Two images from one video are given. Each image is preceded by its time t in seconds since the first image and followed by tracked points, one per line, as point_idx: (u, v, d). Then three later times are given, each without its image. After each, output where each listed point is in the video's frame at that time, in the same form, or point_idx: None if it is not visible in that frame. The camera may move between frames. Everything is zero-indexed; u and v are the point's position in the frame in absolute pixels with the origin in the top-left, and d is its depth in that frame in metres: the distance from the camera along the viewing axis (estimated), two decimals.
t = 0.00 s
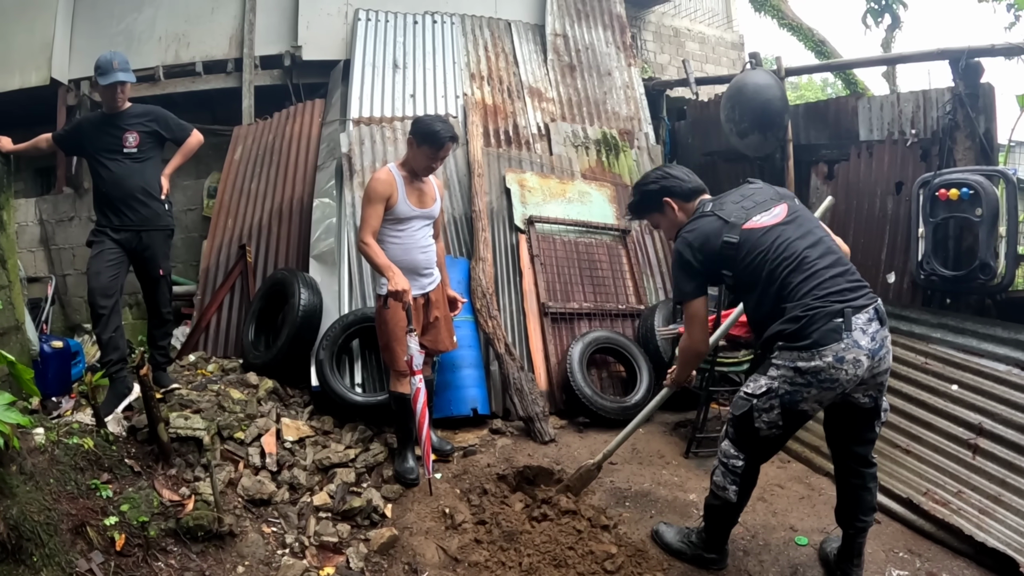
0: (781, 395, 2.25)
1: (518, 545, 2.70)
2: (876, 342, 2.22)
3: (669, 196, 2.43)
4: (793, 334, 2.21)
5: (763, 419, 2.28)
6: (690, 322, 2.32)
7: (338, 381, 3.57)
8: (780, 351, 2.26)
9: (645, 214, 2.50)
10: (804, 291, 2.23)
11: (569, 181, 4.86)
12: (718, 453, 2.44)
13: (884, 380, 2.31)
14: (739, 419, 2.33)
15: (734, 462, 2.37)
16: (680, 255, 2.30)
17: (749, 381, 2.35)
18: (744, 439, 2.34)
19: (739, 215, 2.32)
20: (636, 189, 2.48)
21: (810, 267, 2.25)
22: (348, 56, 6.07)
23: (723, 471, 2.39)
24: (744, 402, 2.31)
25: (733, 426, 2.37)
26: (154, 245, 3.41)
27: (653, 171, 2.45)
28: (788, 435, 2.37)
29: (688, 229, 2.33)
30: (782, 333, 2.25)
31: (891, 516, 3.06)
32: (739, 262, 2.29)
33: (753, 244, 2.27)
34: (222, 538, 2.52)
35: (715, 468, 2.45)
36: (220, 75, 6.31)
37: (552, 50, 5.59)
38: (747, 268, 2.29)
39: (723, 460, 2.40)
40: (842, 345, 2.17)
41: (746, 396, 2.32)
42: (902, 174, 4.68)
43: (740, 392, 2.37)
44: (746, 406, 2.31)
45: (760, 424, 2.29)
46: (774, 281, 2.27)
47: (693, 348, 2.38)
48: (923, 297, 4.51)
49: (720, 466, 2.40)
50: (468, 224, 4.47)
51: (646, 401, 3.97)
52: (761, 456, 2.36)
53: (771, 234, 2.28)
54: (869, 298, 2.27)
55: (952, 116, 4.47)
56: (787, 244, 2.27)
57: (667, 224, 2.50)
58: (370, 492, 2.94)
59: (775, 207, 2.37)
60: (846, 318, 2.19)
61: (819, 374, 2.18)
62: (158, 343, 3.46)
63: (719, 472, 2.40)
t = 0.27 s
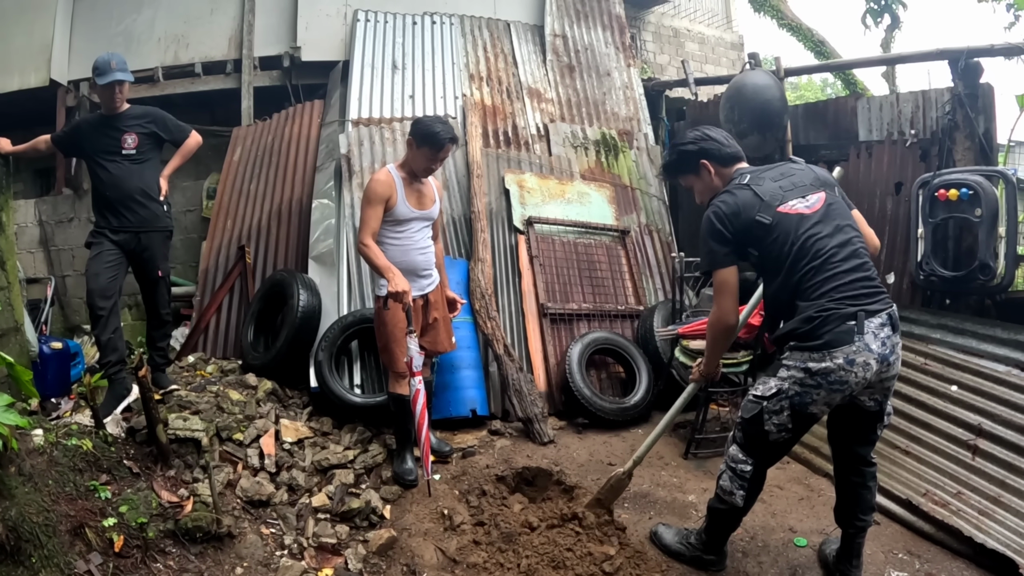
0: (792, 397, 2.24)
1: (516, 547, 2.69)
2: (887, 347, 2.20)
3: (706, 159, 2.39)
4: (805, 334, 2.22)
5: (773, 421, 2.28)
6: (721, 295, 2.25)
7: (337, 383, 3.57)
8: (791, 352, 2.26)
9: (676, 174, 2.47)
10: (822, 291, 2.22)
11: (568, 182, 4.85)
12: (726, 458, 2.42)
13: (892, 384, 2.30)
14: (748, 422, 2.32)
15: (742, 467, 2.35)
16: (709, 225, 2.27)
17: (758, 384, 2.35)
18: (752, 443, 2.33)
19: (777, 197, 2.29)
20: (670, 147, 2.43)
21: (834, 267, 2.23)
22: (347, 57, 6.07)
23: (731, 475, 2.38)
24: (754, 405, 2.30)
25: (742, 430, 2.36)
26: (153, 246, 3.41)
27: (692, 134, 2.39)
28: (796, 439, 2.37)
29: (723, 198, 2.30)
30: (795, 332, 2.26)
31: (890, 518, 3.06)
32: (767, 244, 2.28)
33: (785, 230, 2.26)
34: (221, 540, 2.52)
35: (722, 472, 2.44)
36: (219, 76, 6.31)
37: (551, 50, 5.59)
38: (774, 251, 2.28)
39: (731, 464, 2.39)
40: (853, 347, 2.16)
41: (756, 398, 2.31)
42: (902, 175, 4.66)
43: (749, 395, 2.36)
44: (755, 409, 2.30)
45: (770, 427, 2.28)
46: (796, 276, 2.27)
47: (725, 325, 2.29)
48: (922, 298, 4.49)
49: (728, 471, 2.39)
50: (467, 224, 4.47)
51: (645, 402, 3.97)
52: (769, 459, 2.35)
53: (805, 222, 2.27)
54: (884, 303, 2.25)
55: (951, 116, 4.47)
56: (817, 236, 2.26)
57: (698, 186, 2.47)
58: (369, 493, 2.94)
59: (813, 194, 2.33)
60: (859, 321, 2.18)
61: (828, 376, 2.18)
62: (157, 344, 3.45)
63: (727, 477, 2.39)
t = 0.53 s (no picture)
0: (800, 394, 2.23)
1: (516, 548, 2.68)
2: (893, 346, 2.21)
3: (738, 124, 2.36)
4: (816, 331, 2.22)
5: (780, 419, 2.26)
6: (739, 271, 2.19)
7: (336, 384, 3.58)
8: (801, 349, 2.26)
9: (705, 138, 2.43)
10: (836, 290, 2.23)
11: (568, 183, 4.85)
12: (730, 456, 2.40)
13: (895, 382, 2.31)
14: (754, 420, 2.30)
15: (747, 463, 2.33)
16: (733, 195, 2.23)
17: (763, 381, 2.33)
18: (758, 440, 2.32)
19: (809, 182, 2.24)
20: (704, 108, 2.37)
21: (850, 267, 2.23)
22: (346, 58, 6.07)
23: (736, 473, 2.36)
24: (761, 402, 2.28)
25: (748, 427, 2.34)
26: (152, 247, 3.41)
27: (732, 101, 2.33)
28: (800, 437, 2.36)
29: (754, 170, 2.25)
30: (806, 330, 2.26)
31: (890, 518, 3.07)
32: (792, 227, 2.24)
33: (811, 218, 2.23)
34: (220, 541, 2.52)
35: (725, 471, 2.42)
36: (219, 77, 6.31)
37: (550, 51, 5.59)
38: (796, 236, 2.25)
39: (736, 461, 2.37)
40: (862, 345, 2.17)
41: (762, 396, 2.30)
42: (902, 175, 4.68)
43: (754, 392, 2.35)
44: (761, 406, 2.28)
45: (777, 424, 2.26)
46: (813, 271, 2.26)
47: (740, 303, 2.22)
48: (922, 298, 4.49)
49: (733, 469, 2.37)
50: (466, 225, 4.47)
51: (645, 403, 3.97)
52: (773, 456, 2.34)
53: (831, 214, 2.24)
54: (891, 304, 2.27)
55: (951, 117, 4.44)
56: (839, 232, 2.24)
57: (725, 152, 2.43)
58: (368, 494, 2.94)
59: (843, 186, 2.29)
60: (867, 320, 2.19)
61: (837, 373, 2.19)
62: (157, 345, 3.46)
63: (732, 474, 2.37)
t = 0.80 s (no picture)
0: (801, 390, 2.23)
1: (516, 548, 2.68)
2: (885, 339, 2.24)
3: (734, 111, 2.27)
4: (814, 328, 2.21)
5: (779, 416, 2.25)
6: (745, 268, 2.16)
7: (336, 384, 3.58)
8: (797, 346, 2.26)
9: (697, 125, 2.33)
10: (831, 287, 2.23)
11: (568, 183, 4.85)
12: (727, 457, 2.38)
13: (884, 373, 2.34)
14: (753, 420, 2.29)
15: (747, 462, 2.32)
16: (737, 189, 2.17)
17: (760, 380, 2.32)
18: (755, 439, 2.30)
19: (809, 182, 2.22)
20: (701, 93, 2.26)
21: (845, 267, 2.24)
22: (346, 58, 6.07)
23: (735, 473, 2.34)
24: (759, 401, 2.28)
25: (745, 426, 2.32)
26: (152, 248, 3.41)
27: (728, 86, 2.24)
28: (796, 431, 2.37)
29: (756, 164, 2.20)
30: (800, 326, 2.25)
31: (890, 519, 3.07)
32: (792, 227, 2.22)
33: (812, 218, 2.21)
34: (220, 542, 2.52)
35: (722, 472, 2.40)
36: (219, 77, 6.31)
37: (550, 51, 5.59)
38: (796, 235, 2.23)
39: (734, 462, 2.35)
40: (859, 339, 2.18)
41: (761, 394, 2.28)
42: (902, 175, 4.68)
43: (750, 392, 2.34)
44: (760, 405, 2.27)
45: (776, 422, 2.26)
46: (809, 268, 2.25)
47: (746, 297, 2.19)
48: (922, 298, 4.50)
49: (732, 469, 2.35)
50: (466, 226, 4.47)
51: (645, 403, 3.97)
52: (771, 453, 2.34)
53: (830, 215, 2.24)
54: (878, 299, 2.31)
55: (951, 117, 4.42)
56: (836, 232, 2.25)
57: (717, 139, 2.34)
58: (369, 494, 2.95)
59: (837, 186, 2.30)
60: (861, 314, 2.21)
61: (837, 368, 2.19)
62: (157, 346, 3.46)
63: (731, 474, 2.35)
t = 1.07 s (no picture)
0: (769, 385, 2.26)
1: (517, 548, 2.68)
2: (847, 332, 2.31)
3: (708, 98, 2.23)
4: (781, 321, 2.25)
5: (751, 412, 2.27)
6: (725, 268, 2.15)
7: (338, 384, 3.58)
8: (763, 342, 2.29)
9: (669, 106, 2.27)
10: (799, 284, 2.29)
11: (569, 183, 4.86)
12: (705, 459, 2.38)
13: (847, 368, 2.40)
14: (726, 419, 2.30)
15: (725, 462, 2.32)
16: (717, 185, 2.13)
17: (728, 379, 2.34)
18: (730, 438, 2.31)
19: (789, 183, 2.23)
20: (678, 75, 2.21)
21: (813, 267, 2.32)
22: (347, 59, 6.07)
23: (715, 475, 2.35)
24: (729, 400, 2.29)
25: (717, 426, 2.34)
26: (154, 248, 3.41)
27: (708, 71, 2.20)
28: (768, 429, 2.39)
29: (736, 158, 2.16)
30: (767, 322, 2.29)
31: (891, 519, 3.08)
32: (773, 226, 2.22)
33: (792, 218, 2.23)
34: (222, 542, 2.52)
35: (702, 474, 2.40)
36: (220, 78, 6.32)
37: (551, 52, 5.60)
38: (777, 235, 2.24)
39: (712, 464, 2.36)
40: (823, 332, 2.24)
41: (731, 393, 2.30)
42: (902, 176, 4.67)
43: (719, 392, 2.35)
44: (731, 403, 2.29)
45: (749, 418, 2.27)
46: (784, 268, 2.28)
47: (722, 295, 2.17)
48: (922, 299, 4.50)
49: (712, 471, 2.35)
50: (467, 226, 4.47)
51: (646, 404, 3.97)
52: (748, 450, 2.35)
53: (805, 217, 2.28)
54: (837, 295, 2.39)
55: (951, 117, 4.43)
56: (808, 235, 2.30)
57: (689, 126, 2.29)
58: (370, 495, 2.95)
59: (809, 188, 2.34)
60: (825, 308, 2.27)
61: (803, 361, 2.22)
62: (158, 346, 3.46)
63: (711, 476, 2.36)
